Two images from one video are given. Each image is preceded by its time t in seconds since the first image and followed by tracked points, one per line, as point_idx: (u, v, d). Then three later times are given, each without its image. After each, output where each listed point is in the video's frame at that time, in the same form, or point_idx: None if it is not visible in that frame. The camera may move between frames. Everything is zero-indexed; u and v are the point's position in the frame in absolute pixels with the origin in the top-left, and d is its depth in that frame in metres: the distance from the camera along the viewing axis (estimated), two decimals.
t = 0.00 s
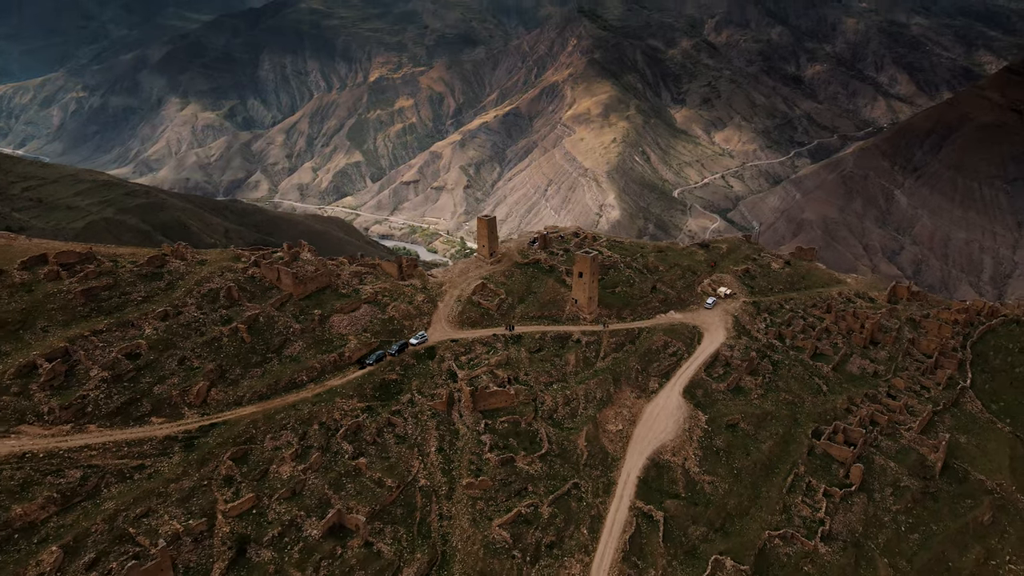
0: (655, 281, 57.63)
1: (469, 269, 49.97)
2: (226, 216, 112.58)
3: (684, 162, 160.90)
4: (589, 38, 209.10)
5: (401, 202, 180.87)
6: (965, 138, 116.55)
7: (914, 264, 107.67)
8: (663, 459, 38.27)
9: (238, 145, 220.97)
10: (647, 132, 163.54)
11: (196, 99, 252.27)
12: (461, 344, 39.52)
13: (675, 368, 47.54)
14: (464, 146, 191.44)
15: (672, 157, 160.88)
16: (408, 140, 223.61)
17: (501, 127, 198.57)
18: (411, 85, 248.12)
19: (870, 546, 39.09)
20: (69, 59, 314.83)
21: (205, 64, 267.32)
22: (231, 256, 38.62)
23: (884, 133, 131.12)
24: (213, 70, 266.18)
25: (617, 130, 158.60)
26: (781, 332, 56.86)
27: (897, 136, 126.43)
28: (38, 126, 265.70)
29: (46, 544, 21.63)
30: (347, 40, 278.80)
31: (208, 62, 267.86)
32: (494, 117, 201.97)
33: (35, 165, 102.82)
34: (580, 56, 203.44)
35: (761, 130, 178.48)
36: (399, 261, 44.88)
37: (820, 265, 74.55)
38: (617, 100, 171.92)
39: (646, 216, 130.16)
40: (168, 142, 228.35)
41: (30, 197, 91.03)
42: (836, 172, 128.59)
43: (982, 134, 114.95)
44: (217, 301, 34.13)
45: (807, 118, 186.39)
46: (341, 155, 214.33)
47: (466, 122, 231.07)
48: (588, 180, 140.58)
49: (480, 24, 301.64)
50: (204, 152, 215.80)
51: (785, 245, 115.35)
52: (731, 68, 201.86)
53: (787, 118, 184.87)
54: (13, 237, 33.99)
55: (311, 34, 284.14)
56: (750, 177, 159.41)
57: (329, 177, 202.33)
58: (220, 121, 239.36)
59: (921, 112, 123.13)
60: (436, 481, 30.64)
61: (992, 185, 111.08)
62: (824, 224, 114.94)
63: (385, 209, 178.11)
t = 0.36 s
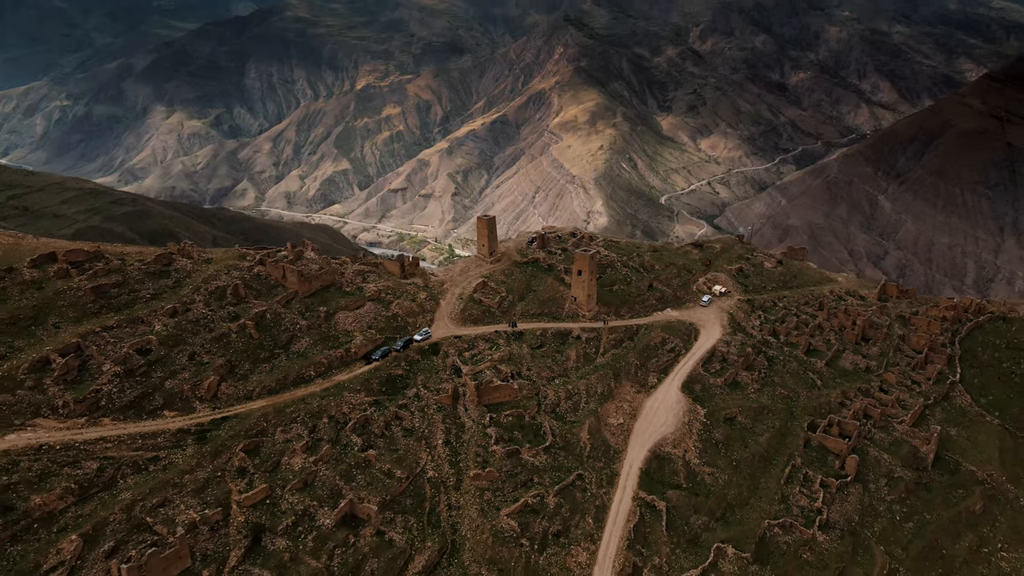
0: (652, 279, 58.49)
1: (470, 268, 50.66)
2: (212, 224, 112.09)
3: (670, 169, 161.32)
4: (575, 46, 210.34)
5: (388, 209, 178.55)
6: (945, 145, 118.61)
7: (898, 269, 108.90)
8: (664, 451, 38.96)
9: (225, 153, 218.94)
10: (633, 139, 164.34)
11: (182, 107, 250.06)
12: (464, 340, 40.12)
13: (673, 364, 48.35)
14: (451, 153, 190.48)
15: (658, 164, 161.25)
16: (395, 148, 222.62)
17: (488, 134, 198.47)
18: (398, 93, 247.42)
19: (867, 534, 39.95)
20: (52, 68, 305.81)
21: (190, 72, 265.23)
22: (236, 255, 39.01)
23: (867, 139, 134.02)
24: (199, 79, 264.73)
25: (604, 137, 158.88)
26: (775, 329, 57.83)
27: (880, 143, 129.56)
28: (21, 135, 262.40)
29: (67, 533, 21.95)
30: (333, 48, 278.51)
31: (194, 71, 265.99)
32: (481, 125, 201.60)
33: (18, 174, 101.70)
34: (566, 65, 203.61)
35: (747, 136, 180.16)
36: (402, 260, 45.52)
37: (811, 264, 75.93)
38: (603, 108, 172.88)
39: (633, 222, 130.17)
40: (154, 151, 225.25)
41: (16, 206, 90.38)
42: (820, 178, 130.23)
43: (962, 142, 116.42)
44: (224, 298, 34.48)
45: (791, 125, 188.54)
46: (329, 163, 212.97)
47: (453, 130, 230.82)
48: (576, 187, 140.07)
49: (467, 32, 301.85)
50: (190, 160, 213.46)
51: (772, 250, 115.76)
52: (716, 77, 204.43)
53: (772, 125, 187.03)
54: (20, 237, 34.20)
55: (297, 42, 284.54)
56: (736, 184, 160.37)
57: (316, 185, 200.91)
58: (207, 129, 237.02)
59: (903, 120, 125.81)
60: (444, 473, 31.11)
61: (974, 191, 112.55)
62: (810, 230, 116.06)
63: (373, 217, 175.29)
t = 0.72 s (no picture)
0: (649, 278, 59.48)
1: (471, 267, 51.34)
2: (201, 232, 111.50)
3: (657, 176, 160.98)
4: (561, 54, 211.85)
5: (376, 217, 178.09)
6: (929, 150, 121.45)
7: (883, 273, 108.81)
8: (665, 444, 39.66)
9: (212, 161, 216.88)
10: (621, 146, 164.11)
11: (168, 115, 246.57)
12: (467, 337, 40.67)
13: (672, 360, 49.15)
14: (440, 161, 189.34)
15: (646, 171, 161.01)
16: (383, 156, 221.76)
17: (477, 142, 197.97)
18: (386, 100, 246.80)
19: (863, 523, 40.80)
20: (36, 77, 292.77)
21: (176, 81, 261.52)
22: (242, 254, 39.38)
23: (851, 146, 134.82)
24: (185, 87, 260.35)
25: (592, 144, 158.75)
26: (769, 327, 58.78)
27: (864, 150, 130.63)
28: (5, 145, 258.43)
29: (86, 522, 22.33)
30: (321, 56, 277.33)
31: (180, 79, 262.32)
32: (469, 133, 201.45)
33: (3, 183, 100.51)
34: (553, 73, 205.95)
35: (732, 144, 181.47)
36: (404, 259, 46.12)
37: (802, 264, 77.14)
38: (591, 115, 172.97)
39: (622, 228, 128.24)
40: (140, 160, 221.41)
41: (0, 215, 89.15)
42: (806, 184, 130.43)
43: (946, 146, 119.94)
44: (231, 296, 34.87)
45: (777, 132, 190.15)
46: (316, 171, 211.31)
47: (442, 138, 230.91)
48: (564, 194, 137.47)
49: (454, 40, 302.37)
50: (177, 169, 210.67)
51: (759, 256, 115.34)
52: (702, 84, 206.10)
53: (757, 132, 188.66)
54: (27, 236, 34.42)
55: (284, 51, 280.95)
56: (723, 190, 160.15)
57: (304, 194, 198.53)
58: (193, 137, 233.13)
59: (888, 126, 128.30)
60: (452, 464, 31.59)
61: (957, 196, 113.85)
62: (796, 236, 115.97)
63: (361, 225, 174.57)
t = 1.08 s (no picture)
0: (645, 277, 60.38)
1: (472, 266, 52.03)
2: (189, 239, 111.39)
3: (645, 183, 159.37)
4: (548, 62, 211.99)
5: (365, 224, 175.19)
6: (913, 156, 122.87)
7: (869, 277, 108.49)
8: (665, 437, 40.41)
9: (199, 169, 213.52)
10: (608, 153, 162.65)
11: (154, 123, 243.47)
12: (470, 333, 41.20)
13: (670, 356, 49.99)
14: (428, 168, 189.13)
15: (633, 178, 159.34)
16: (372, 163, 219.92)
17: (464, 148, 198.12)
18: (374, 108, 246.06)
19: (859, 513, 41.61)
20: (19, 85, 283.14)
21: (163, 88, 258.30)
22: (247, 253, 39.80)
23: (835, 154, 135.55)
24: (172, 95, 257.67)
25: (579, 151, 158.03)
26: (764, 324, 59.81)
27: (848, 157, 131.73)
28: None
29: (105, 511, 22.66)
30: (308, 64, 275.30)
31: (166, 87, 259.28)
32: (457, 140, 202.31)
33: None
34: (540, 80, 206.99)
35: (719, 150, 180.59)
36: (406, 258, 46.68)
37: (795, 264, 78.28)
38: (578, 122, 173.52)
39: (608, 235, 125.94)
40: (126, 168, 217.54)
41: None
42: (792, 190, 130.11)
43: (929, 153, 121.26)
44: (239, 293, 35.22)
45: (763, 138, 190.89)
46: (304, 179, 208.15)
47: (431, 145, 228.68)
48: (552, 201, 137.63)
49: (442, 48, 301.66)
50: (163, 177, 207.24)
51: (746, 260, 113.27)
52: (688, 91, 206.07)
53: (744, 139, 188.71)
54: (36, 235, 34.75)
55: (271, 59, 277.70)
56: (710, 197, 158.67)
57: (292, 202, 193.82)
58: (180, 145, 230.01)
59: (872, 133, 129.62)
60: (459, 456, 32.07)
61: (940, 202, 115.23)
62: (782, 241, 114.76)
63: (349, 232, 170.92)
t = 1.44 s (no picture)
0: (642, 276, 61.22)
1: (473, 265, 52.72)
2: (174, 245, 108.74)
3: (633, 189, 157.55)
4: (536, 69, 209.29)
5: (354, 232, 164.31)
6: (897, 162, 120.03)
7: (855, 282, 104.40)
8: (666, 430, 41.11)
9: (186, 176, 200.29)
10: (596, 160, 159.76)
11: (140, 131, 228.01)
12: (472, 329, 41.79)
13: (668, 352, 50.77)
14: (416, 175, 178.81)
15: (621, 184, 157.49)
16: (360, 171, 207.26)
17: (452, 156, 187.47)
18: (361, 115, 231.54)
19: (854, 503, 42.43)
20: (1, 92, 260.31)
21: (149, 96, 242.73)
22: (252, 251, 40.13)
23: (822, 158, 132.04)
24: (158, 103, 241.91)
25: (567, 158, 154.29)
26: (759, 322, 60.71)
27: (834, 163, 128.45)
28: None
29: (123, 500, 23.05)
30: (296, 72, 258.14)
31: (153, 94, 243.56)
32: (445, 147, 190.77)
33: None
34: (528, 87, 203.69)
35: (706, 156, 179.29)
36: (407, 257, 47.14)
37: (787, 263, 79.22)
38: (566, 129, 169.04)
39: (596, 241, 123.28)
40: (111, 176, 204.61)
41: None
42: (778, 196, 126.00)
43: (913, 158, 118.37)
44: (246, 290, 35.58)
45: (750, 144, 190.63)
46: (292, 187, 195.15)
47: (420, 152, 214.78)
48: (541, 208, 135.15)
49: (430, 56, 283.65)
50: (149, 185, 193.91)
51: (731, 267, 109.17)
52: (675, 99, 205.39)
53: (731, 145, 188.04)
54: (42, 234, 34.83)
55: (259, 67, 261.11)
56: (698, 203, 157.16)
57: (279, 209, 182.36)
58: (168, 152, 216.14)
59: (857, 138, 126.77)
60: (466, 448, 32.66)
61: (924, 207, 111.85)
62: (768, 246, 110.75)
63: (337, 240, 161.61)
